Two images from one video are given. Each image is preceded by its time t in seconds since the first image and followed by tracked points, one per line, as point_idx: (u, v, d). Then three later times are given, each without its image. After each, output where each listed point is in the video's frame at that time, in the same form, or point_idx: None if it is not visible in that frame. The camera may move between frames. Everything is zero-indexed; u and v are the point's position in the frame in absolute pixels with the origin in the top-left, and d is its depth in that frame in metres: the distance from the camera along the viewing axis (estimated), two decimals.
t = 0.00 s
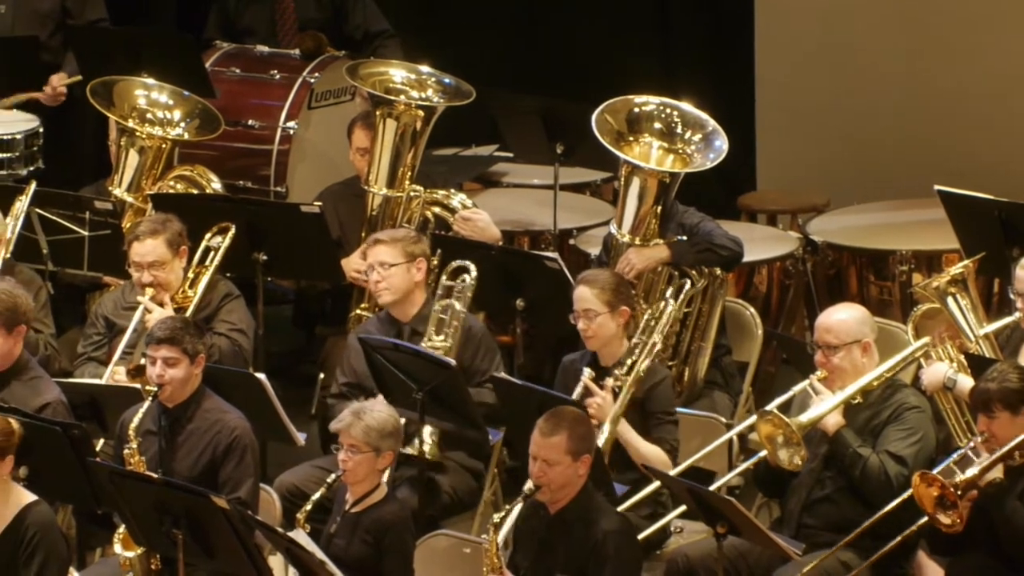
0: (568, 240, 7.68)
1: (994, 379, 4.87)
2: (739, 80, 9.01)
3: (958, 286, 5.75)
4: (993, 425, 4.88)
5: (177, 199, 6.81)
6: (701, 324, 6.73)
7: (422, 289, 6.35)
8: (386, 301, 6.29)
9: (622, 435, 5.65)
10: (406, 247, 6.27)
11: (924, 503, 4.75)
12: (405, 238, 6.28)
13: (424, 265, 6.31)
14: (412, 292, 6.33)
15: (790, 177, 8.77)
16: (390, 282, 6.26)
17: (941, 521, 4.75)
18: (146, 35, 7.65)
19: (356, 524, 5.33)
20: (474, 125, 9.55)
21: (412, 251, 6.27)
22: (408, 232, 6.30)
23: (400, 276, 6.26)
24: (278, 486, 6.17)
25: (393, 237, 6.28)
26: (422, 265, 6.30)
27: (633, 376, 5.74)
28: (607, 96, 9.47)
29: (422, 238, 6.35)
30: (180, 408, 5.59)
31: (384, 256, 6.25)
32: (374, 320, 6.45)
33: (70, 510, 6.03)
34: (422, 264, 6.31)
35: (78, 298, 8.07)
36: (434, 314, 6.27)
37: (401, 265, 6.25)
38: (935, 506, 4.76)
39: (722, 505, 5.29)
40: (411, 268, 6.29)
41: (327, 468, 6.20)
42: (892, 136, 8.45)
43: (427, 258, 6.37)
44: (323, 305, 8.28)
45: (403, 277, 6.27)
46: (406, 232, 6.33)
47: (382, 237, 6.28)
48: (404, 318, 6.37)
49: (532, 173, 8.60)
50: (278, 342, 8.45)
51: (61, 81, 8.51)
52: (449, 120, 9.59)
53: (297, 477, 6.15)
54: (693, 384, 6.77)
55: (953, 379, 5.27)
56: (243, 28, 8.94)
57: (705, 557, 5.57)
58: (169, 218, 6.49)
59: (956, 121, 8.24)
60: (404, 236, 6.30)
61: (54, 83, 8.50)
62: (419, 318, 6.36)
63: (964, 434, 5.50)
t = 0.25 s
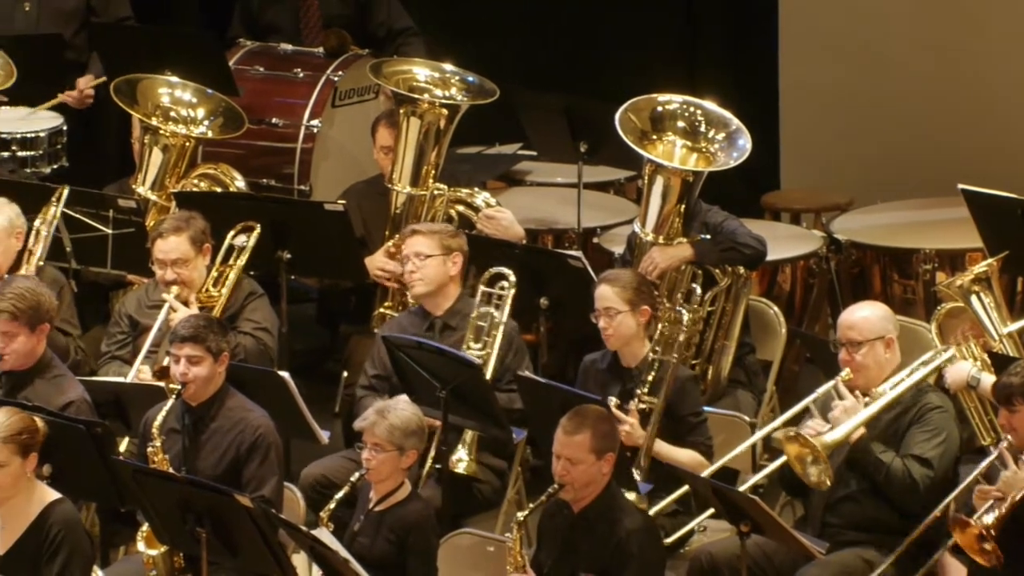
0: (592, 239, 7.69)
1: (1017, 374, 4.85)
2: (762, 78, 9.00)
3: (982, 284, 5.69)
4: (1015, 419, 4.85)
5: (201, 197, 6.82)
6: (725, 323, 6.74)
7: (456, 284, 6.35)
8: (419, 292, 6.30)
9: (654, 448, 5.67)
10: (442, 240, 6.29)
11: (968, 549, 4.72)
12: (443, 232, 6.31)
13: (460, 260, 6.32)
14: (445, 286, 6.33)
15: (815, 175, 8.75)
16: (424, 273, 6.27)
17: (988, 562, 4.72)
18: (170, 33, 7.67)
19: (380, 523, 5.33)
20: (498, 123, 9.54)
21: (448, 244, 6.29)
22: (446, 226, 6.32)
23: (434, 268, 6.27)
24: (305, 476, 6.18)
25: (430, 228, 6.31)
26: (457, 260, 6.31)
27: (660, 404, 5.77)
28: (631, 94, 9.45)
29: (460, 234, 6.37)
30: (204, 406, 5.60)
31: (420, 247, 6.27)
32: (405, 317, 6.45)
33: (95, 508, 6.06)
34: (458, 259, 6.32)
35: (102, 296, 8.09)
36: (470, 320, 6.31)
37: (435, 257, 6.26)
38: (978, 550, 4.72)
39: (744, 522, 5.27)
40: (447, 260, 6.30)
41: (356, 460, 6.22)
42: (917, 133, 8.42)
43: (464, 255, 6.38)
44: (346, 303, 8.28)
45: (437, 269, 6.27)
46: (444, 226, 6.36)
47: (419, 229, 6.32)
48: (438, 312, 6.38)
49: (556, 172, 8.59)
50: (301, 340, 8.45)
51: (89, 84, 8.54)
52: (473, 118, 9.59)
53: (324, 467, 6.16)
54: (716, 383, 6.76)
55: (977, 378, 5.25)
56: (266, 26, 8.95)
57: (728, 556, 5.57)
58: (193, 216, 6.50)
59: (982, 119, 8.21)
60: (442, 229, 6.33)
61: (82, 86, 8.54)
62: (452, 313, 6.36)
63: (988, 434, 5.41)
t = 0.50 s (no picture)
0: (620, 237, 7.67)
1: None
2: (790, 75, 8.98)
3: (1011, 283, 5.43)
4: None
5: (229, 195, 6.83)
6: (752, 321, 6.72)
7: (492, 283, 6.37)
8: (455, 288, 6.31)
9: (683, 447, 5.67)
10: (483, 237, 6.29)
11: None
12: (485, 230, 6.31)
13: (499, 259, 6.33)
14: (482, 284, 6.34)
15: (843, 174, 8.73)
16: (462, 270, 6.28)
17: None
18: (197, 31, 7.69)
19: (407, 521, 5.34)
20: (525, 121, 9.54)
21: (488, 242, 6.29)
22: (489, 224, 6.33)
23: (472, 265, 6.27)
24: (337, 464, 6.21)
25: (472, 226, 6.31)
26: (497, 259, 6.32)
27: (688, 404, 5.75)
28: (658, 92, 9.44)
29: (501, 233, 6.37)
30: (231, 404, 5.61)
31: (460, 243, 6.28)
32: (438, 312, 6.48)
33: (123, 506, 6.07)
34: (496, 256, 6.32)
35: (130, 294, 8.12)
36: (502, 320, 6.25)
37: (475, 254, 6.27)
38: None
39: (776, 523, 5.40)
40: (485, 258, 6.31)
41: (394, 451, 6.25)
42: (947, 132, 8.40)
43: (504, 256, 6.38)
44: (374, 301, 8.29)
45: (475, 266, 6.28)
46: (488, 224, 6.36)
47: (461, 225, 6.33)
48: (471, 308, 6.38)
49: (584, 170, 8.59)
50: (329, 338, 8.46)
51: (115, 83, 8.56)
52: (501, 115, 9.59)
53: (363, 456, 6.20)
54: (744, 380, 6.72)
55: (1004, 376, 5.25)
56: (294, 23, 8.96)
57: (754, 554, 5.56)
58: (219, 212, 6.50)
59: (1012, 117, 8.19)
60: (485, 227, 6.33)
61: (108, 86, 8.57)
62: (486, 311, 6.37)
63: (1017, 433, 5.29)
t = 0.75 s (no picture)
0: (651, 235, 7.66)
1: None
2: (823, 73, 8.96)
3: None
4: None
5: (261, 191, 6.83)
6: (785, 319, 6.69)
7: (521, 284, 6.36)
8: (483, 292, 6.32)
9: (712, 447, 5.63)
10: (508, 240, 6.28)
11: None
12: (509, 232, 6.29)
13: (525, 259, 6.32)
14: (510, 285, 6.34)
15: (874, 172, 8.69)
16: (489, 274, 6.28)
17: None
18: (229, 29, 7.70)
19: (439, 519, 5.34)
20: (556, 118, 9.52)
21: (513, 245, 6.28)
22: (512, 226, 6.31)
23: (498, 269, 6.27)
24: (370, 464, 6.21)
25: (496, 230, 6.30)
26: (523, 260, 6.31)
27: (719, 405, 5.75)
28: (689, 90, 9.43)
29: (526, 232, 6.35)
30: (263, 401, 5.62)
31: (485, 248, 6.27)
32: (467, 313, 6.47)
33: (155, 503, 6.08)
34: (523, 258, 6.31)
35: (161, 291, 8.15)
36: (530, 319, 6.23)
37: (500, 257, 6.27)
38: None
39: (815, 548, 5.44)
40: (511, 261, 6.30)
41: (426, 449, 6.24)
42: (981, 131, 8.38)
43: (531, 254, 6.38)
44: (405, 298, 8.29)
45: (501, 270, 6.28)
46: (512, 225, 6.34)
47: (485, 229, 6.31)
48: (501, 310, 6.38)
49: (615, 168, 8.58)
50: (360, 335, 8.47)
51: (137, 77, 8.60)
52: (532, 113, 9.58)
53: (393, 456, 6.20)
54: (776, 379, 6.70)
55: None
56: (326, 21, 8.97)
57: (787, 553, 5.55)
58: (257, 211, 6.52)
59: None
60: (509, 229, 6.31)
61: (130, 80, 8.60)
62: (516, 311, 6.35)
63: None
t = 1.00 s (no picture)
0: (683, 233, 7.70)
1: None
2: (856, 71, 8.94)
3: None
4: None
5: (295, 190, 6.85)
6: (817, 318, 6.69)
7: (541, 286, 6.33)
8: (506, 303, 6.32)
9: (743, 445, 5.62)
10: (518, 252, 6.22)
11: None
12: (518, 241, 6.22)
13: (540, 263, 6.27)
14: (531, 291, 6.31)
15: (906, 171, 8.67)
16: (507, 287, 6.26)
17: None
18: (262, 27, 7.72)
19: (471, 518, 5.35)
20: (587, 118, 9.52)
21: (526, 254, 6.23)
22: (521, 234, 6.22)
23: (516, 282, 6.25)
24: (401, 461, 6.23)
25: (504, 243, 6.22)
26: (538, 265, 6.27)
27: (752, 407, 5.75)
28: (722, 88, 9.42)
29: (537, 234, 6.28)
30: (295, 400, 5.64)
31: (498, 263, 6.24)
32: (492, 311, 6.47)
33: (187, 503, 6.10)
34: (537, 263, 6.27)
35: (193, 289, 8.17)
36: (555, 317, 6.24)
37: (515, 269, 6.23)
38: None
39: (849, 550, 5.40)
40: (526, 268, 6.26)
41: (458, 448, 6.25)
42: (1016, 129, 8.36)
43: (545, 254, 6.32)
44: (437, 297, 8.30)
45: (519, 281, 6.26)
46: (521, 231, 6.26)
47: (494, 242, 6.23)
48: (524, 314, 6.37)
49: (648, 167, 8.57)
50: (392, 334, 8.48)
51: (171, 74, 8.61)
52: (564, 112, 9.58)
53: (424, 455, 6.22)
54: (808, 378, 6.70)
55: None
56: (359, 20, 8.99)
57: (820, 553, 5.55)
58: (297, 212, 6.54)
59: None
60: (518, 237, 6.23)
61: (165, 77, 8.62)
62: (539, 314, 6.34)
63: None
